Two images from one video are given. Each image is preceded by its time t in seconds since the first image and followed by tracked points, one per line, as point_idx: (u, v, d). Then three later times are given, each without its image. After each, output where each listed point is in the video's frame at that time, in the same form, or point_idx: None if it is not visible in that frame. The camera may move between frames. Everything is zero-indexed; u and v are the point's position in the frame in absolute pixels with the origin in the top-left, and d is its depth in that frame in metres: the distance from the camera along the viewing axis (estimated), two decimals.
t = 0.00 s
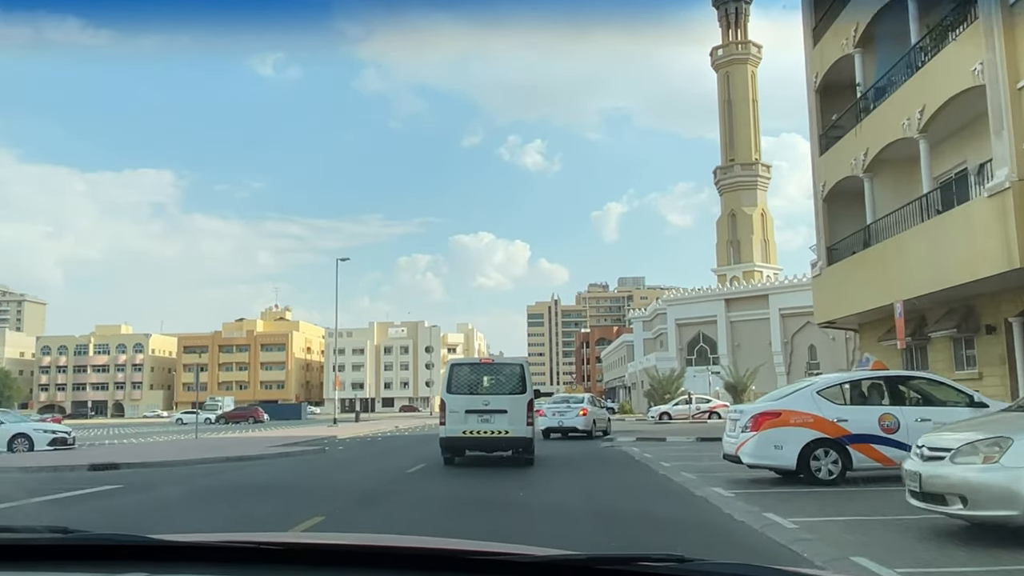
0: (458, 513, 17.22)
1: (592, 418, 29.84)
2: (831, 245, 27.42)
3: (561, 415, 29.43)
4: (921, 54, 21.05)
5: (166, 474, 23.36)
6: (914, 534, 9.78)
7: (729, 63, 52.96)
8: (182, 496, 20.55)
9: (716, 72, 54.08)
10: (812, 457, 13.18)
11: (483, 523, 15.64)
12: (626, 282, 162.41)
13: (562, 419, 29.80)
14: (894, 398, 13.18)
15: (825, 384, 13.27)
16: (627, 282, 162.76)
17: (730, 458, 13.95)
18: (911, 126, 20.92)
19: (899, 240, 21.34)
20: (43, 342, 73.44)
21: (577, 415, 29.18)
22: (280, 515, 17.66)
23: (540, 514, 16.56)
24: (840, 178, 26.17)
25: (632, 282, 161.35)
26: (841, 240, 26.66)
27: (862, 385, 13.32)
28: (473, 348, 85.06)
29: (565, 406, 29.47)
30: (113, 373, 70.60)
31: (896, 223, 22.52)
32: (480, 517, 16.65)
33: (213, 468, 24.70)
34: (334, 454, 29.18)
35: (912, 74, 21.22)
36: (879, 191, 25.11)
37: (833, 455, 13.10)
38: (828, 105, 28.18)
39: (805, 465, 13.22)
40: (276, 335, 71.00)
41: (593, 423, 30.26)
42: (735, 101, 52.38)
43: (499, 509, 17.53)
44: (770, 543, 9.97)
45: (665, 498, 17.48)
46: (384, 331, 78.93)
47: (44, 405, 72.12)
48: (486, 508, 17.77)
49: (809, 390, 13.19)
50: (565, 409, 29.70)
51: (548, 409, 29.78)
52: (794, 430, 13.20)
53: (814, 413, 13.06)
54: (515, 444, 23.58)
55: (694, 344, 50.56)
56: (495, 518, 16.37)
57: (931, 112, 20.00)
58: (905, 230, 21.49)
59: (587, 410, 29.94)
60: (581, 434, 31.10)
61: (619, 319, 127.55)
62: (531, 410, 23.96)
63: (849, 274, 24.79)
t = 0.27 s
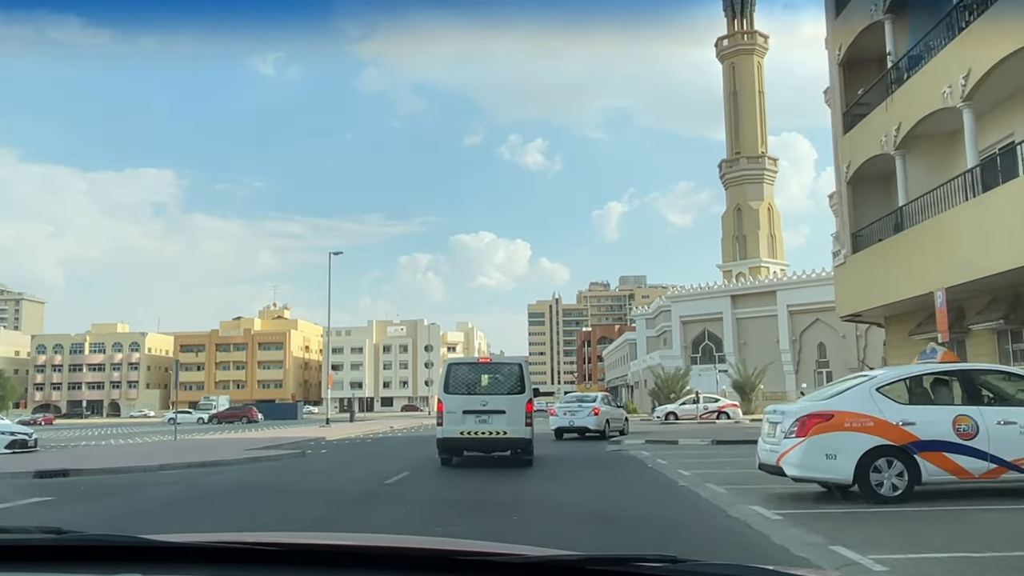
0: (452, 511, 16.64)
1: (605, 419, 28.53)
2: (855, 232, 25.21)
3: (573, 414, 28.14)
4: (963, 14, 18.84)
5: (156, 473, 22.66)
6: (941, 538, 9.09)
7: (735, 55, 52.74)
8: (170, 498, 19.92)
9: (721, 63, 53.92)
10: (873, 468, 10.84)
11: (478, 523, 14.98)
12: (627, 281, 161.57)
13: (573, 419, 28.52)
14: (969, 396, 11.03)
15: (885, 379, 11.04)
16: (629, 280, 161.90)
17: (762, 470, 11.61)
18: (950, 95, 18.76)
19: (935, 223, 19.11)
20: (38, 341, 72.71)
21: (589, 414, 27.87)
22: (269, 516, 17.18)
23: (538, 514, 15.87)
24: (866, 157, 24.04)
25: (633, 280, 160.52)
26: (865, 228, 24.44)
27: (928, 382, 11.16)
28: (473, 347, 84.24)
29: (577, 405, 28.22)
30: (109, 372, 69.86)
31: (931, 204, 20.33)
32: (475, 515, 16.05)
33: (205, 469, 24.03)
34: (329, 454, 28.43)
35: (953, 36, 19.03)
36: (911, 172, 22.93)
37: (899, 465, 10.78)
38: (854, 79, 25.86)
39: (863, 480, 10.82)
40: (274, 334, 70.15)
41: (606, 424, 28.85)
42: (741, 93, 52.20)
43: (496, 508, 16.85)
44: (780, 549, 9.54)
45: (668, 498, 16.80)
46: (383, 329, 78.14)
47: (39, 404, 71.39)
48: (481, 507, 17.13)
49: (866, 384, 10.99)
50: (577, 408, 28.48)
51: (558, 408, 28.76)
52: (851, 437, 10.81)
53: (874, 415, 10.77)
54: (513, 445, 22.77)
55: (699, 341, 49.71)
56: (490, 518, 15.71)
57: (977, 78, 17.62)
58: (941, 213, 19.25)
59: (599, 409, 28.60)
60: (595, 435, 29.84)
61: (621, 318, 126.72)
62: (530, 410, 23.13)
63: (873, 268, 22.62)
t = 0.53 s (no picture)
0: (446, 511, 15.95)
1: (621, 419, 27.32)
2: (887, 214, 23.56)
3: (587, 415, 26.94)
4: None
5: (143, 472, 21.96)
6: (975, 546, 8.36)
7: (741, 46, 51.99)
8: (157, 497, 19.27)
9: (727, 53, 53.29)
10: (968, 485, 8.76)
11: (473, 523, 14.25)
12: (628, 280, 160.56)
13: (588, 419, 27.34)
14: None
15: (976, 374, 9.05)
16: (630, 280, 160.89)
17: (816, 487, 9.59)
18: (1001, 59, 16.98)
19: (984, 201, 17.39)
20: (33, 340, 71.85)
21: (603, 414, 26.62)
22: (258, 516, 16.53)
23: (537, 514, 15.14)
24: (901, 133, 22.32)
25: (634, 280, 159.56)
26: (898, 212, 22.84)
27: None
28: (474, 346, 83.40)
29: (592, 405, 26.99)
30: (105, 371, 69.10)
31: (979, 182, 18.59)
32: (470, 515, 15.33)
33: (196, 467, 23.36)
34: (323, 454, 27.66)
35: None
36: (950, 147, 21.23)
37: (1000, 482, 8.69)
38: (883, 52, 24.31)
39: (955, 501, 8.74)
40: (271, 332, 69.30)
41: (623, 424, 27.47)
42: (747, 84, 51.39)
43: (493, 508, 16.13)
44: (795, 552, 8.91)
45: (673, 497, 16.05)
46: (382, 328, 77.27)
47: (34, 404, 70.58)
48: (477, 507, 16.43)
49: (956, 382, 8.97)
50: (592, 408, 27.26)
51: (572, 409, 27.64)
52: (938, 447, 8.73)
53: (967, 419, 8.76)
54: (512, 445, 21.95)
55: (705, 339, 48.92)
56: (486, 518, 14.98)
57: None
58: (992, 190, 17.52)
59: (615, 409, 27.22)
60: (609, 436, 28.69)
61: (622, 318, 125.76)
62: (529, 409, 22.31)
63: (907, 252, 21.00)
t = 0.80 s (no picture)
0: (445, 511, 15.36)
1: (640, 420, 25.58)
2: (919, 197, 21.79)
3: (605, 415, 25.64)
4: None
5: (133, 472, 21.34)
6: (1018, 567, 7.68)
7: (748, 38, 51.10)
8: (149, 496, 18.76)
9: (734, 44, 52.43)
10: None
11: (472, 523, 13.67)
12: (630, 280, 159.52)
13: (604, 420, 25.89)
14: None
15: None
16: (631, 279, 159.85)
17: (907, 515, 7.49)
18: None
19: None
20: (28, 339, 71.03)
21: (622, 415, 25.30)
22: (250, 516, 16.01)
23: (539, 513, 14.51)
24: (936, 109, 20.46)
25: (635, 279, 158.49)
26: (932, 193, 21.01)
27: None
28: (474, 346, 82.53)
29: (610, 405, 25.67)
30: (101, 371, 68.35)
31: None
32: (470, 515, 14.74)
33: (190, 468, 22.72)
34: (318, 453, 26.92)
35: None
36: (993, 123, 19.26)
37: None
38: (919, 18, 22.30)
39: None
40: (269, 332, 68.49)
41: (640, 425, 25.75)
42: (754, 77, 50.61)
43: (494, 507, 15.52)
44: (810, 563, 8.42)
45: (681, 496, 15.37)
46: (381, 327, 76.41)
47: (30, 403, 69.81)
48: (478, 506, 15.82)
49: None
50: (610, 408, 25.95)
51: (589, 408, 26.27)
52: None
53: None
54: (511, 445, 21.14)
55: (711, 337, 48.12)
56: (492, 515, 14.56)
57: None
58: None
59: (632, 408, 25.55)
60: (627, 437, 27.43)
61: (624, 318, 124.75)
62: (529, 409, 21.48)
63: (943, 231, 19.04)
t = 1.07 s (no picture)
0: (444, 510, 14.76)
1: (664, 421, 24.24)
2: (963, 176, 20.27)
3: (626, 415, 24.25)
4: None
5: (121, 472, 20.71)
6: None
7: (757, 28, 50.70)
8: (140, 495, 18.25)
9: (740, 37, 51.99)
10: None
11: (471, 523, 13.10)
12: (630, 280, 158.67)
13: (627, 422, 24.57)
14: None
15: None
16: (632, 279, 158.99)
17: None
18: None
19: None
20: (23, 337, 70.20)
21: (644, 415, 23.92)
22: (241, 516, 15.47)
23: (541, 513, 13.90)
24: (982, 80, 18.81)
25: (636, 279, 157.62)
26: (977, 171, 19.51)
27: None
28: (474, 345, 81.71)
29: (632, 405, 24.28)
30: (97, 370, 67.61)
31: None
32: (470, 514, 14.15)
33: (179, 469, 21.95)
34: (312, 454, 26.21)
35: None
36: None
37: None
38: None
39: None
40: (267, 331, 67.68)
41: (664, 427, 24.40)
42: (762, 69, 50.02)
43: (494, 507, 14.92)
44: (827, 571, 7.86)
45: (689, 497, 14.70)
46: (380, 327, 75.61)
47: (25, 403, 68.99)
48: (477, 505, 15.22)
49: None
50: (631, 408, 24.56)
51: (610, 411, 24.97)
52: None
53: None
54: (510, 448, 20.32)
55: (718, 336, 47.29)
56: (501, 515, 13.99)
57: None
58: None
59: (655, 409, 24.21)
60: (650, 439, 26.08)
61: (625, 318, 123.87)
62: (529, 410, 20.65)
63: (1012, 201, 16.99)
